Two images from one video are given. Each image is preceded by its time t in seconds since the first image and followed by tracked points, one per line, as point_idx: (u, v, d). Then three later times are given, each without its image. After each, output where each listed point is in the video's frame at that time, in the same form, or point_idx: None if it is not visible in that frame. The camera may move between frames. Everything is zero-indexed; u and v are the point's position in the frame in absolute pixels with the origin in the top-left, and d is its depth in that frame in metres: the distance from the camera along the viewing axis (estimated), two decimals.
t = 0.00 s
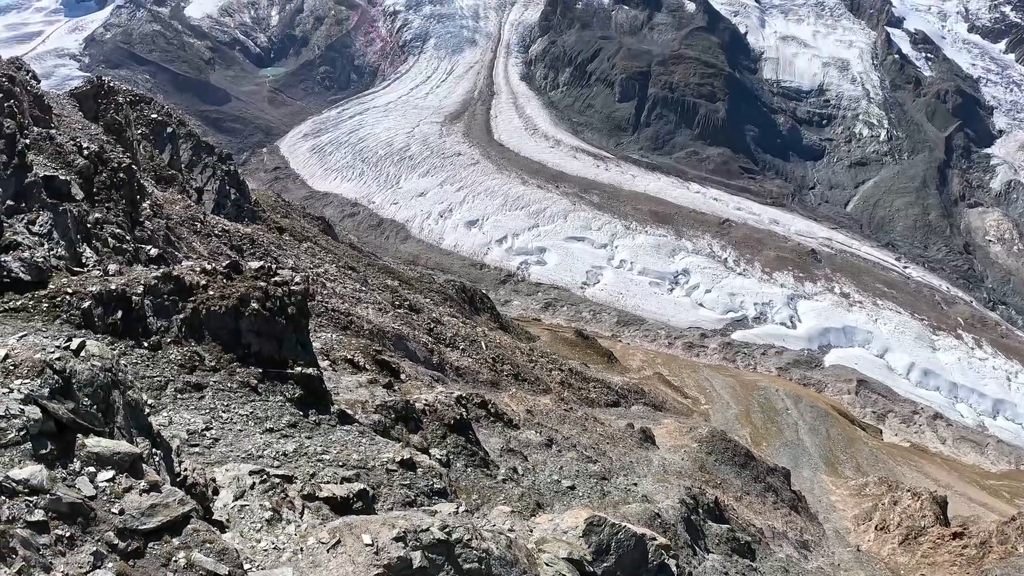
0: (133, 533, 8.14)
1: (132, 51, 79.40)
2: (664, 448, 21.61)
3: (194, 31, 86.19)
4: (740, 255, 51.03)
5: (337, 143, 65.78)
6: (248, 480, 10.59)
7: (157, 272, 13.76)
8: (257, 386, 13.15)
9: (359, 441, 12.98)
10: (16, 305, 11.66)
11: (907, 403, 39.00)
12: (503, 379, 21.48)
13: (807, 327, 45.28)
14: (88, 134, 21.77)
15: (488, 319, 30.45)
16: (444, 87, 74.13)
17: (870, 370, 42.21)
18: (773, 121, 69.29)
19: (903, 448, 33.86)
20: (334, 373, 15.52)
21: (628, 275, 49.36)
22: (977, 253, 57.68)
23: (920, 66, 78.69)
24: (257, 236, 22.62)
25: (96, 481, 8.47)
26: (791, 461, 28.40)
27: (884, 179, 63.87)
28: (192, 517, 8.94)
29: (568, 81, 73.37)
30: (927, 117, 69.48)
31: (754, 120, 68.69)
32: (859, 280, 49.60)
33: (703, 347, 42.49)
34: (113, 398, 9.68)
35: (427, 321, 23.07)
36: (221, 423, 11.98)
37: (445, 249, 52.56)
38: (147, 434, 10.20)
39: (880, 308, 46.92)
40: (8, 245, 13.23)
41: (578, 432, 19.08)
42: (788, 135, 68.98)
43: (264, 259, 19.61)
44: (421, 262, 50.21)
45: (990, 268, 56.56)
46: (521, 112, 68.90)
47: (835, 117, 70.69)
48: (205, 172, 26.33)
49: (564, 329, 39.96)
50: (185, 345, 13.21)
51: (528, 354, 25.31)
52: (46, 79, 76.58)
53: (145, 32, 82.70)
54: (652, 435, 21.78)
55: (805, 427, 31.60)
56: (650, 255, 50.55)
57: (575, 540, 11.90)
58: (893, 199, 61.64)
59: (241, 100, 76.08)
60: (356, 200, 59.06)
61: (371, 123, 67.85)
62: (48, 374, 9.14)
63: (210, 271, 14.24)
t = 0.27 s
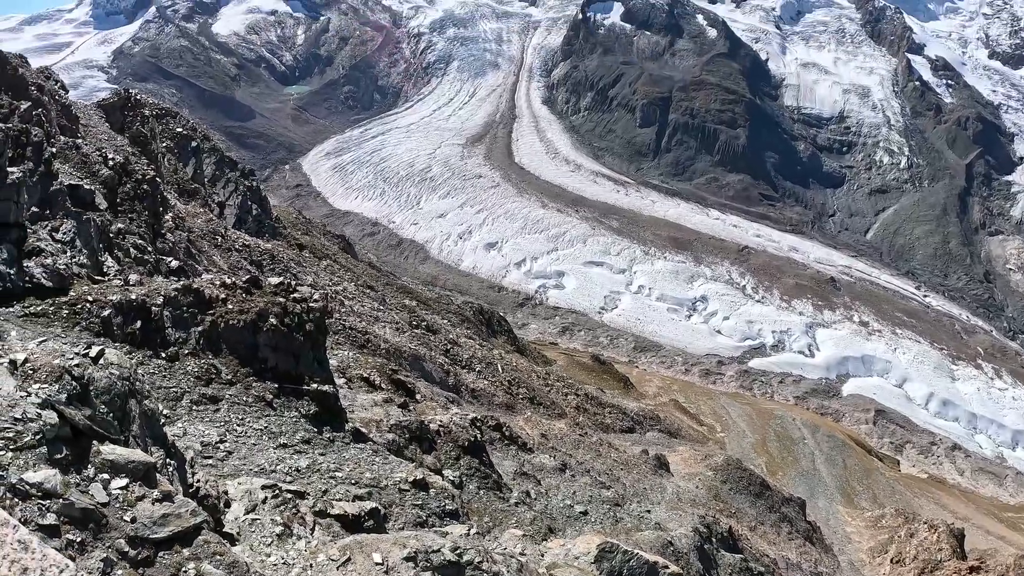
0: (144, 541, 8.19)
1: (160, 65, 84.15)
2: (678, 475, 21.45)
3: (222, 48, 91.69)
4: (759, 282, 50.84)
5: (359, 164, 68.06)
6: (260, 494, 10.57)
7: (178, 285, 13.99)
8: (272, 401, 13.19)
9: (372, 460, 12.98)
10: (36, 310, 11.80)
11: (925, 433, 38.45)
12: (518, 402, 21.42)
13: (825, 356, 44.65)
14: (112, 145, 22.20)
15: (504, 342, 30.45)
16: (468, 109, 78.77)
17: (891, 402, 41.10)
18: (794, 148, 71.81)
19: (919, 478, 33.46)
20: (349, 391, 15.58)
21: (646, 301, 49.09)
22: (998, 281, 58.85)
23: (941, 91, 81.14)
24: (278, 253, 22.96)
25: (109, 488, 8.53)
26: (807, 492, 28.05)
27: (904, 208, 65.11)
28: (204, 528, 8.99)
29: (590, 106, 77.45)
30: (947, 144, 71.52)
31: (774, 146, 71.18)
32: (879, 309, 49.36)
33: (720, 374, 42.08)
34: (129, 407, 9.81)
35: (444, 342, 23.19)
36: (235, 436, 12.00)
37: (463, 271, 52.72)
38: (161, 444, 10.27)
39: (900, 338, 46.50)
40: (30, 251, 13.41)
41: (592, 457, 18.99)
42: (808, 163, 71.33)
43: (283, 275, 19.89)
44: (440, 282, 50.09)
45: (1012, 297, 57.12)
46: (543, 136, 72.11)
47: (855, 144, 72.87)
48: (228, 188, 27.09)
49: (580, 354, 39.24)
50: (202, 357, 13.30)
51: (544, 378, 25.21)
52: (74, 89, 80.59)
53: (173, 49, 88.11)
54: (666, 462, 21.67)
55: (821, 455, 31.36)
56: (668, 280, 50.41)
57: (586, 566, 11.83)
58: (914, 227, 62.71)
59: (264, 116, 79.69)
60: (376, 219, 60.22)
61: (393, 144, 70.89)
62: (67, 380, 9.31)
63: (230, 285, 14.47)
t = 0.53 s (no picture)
0: (156, 552, 8.17)
1: (183, 81, 89.62)
2: (693, 499, 21.28)
3: (245, 66, 98.73)
4: (776, 305, 50.61)
5: (379, 185, 69.47)
6: (272, 509, 10.54)
7: (196, 298, 14.19)
8: (287, 417, 13.23)
9: (385, 477, 12.99)
10: (56, 319, 11.98)
11: (943, 458, 37.99)
12: (533, 423, 21.34)
13: (843, 380, 44.28)
14: (134, 158, 22.68)
15: (521, 362, 30.46)
16: (489, 128, 81.24)
17: (906, 425, 41.04)
18: (811, 171, 72.33)
19: (937, 504, 33.07)
20: (365, 408, 15.64)
21: (662, 322, 48.99)
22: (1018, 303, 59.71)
23: (959, 112, 81.65)
24: (296, 269, 23.24)
25: (123, 498, 8.51)
26: (823, 516, 27.70)
27: (923, 229, 65.69)
28: (215, 541, 8.99)
29: (607, 127, 79.69)
30: (966, 165, 72.15)
31: (791, 169, 71.65)
32: (897, 332, 48.95)
33: (737, 398, 41.93)
34: (145, 417, 9.91)
35: (460, 362, 23.35)
36: (249, 450, 12.01)
37: (481, 291, 53.38)
38: (176, 456, 10.34)
39: (918, 361, 45.99)
40: (51, 260, 13.68)
41: (606, 479, 18.90)
42: (825, 185, 71.74)
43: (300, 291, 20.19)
44: (456, 301, 51.02)
45: None
46: (561, 156, 73.71)
47: (873, 165, 73.77)
48: (247, 203, 27.32)
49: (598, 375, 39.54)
50: (218, 370, 13.38)
51: (559, 399, 25.14)
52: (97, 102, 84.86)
53: (196, 65, 94.76)
54: (681, 486, 21.52)
55: (837, 481, 31.10)
56: (685, 302, 50.26)
57: None
58: (933, 248, 63.37)
59: (285, 133, 84.43)
60: (394, 238, 61.39)
61: (412, 163, 72.48)
62: (84, 389, 9.42)
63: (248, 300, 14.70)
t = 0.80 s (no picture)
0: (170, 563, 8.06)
1: (204, 99, 93.82)
2: (707, 523, 21.12)
3: (266, 86, 105.38)
4: (793, 328, 50.31)
5: (397, 206, 71.17)
6: (284, 525, 10.43)
7: (213, 313, 14.37)
8: (301, 434, 13.26)
9: (398, 497, 12.98)
10: (75, 331, 12.41)
11: (961, 483, 37.51)
12: (548, 445, 21.22)
13: (860, 404, 43.74)
14: (154, 172, 23.16)
15: (535, 383, 30.38)
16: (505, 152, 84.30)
17: (923, 449, 40.62)
18: (828, 194, 73.45)
19: (955, 530, 32.68)
20: (379, 427, 15.68)
21: (678, 345, 48.76)
22: None
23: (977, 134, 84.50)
24: (313, 286, 23.90)
25: (136, 510, 8.49)
26: (839, 543, 27.44)
27: (941, 251, 66.48)
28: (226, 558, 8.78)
29: (624, 151, 82.52)
30: (983, 186, 73.14)
31: (808, 193, 72.84)
32: (914, 356, 48.68)
33: (752, 422, 41.47)
34: (161, 430, 10.02)
35: (474, 383, 23.34)
36: (263, 466, 11.99)
37: (497, 311, 53.15)
38: (190, 470, 10.38)
39: (936, 385, 45.51)
40: (71, 272, 13.93)
41: (620, 502, 18.78)
42: (843, 207, 72.85)
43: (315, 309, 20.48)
44: (472, 321, 50.59)
45: None
46: (578, 179, 75.41)
47: (891, 188, 74.35)
48: (265, 222, 27.50)
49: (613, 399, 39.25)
50: (233, 386, 13.44)
51: (574, 421, 25.00)
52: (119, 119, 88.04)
53: (217, 83, 101.86)
54: (695, 510, 21.37)
55: (854, 506, 30.75)
56: (701, 325, 50.02)
57: None
58: (951, 271, 63.98)
59: (303, 152, 88.32)
60: (411, 258, 61.96)
61: (430, 185, 74.58)
62: (101, 401, 9.57)
63: (265, 317, 14.89)
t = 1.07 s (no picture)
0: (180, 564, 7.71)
1: (223, 116, 97.22)
2: (721, 549, 20.91)
3: (285, 104, 109.59)
4: (809, 351, 50.11)
5: (414, 225, 72.07)
6: (296, 542, 10.31)
7: (230, 331, 14.56)
8: (314, 451, 13.27)
9: (410, 517, 12.92)
10: (92, 342, 12.51)
11: (979, 508, 37.00)
12: (561, 467, 21.09)
13: (876, 428, 43.26)
14: (173, 189, 23.63)
15: (549, 405, 30.33)
16: (520, 172, 86.27)
17: (942, 475, 39.98)
18: (846, 216, 75.25)
19: (973, 557, 32.28)
20: (392, 447, 15.70)
21: (693, 368, 48.34)
22: None
23: (992, 154, 87.12)
24: (328, 305, 24.41)
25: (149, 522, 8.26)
26: (856, 568, 27.57)
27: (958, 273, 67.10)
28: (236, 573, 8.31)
29: (641, 172, 84.10)
30: (1001, 208, 74.21)
31: (824, 216, 74.41)
32: (932, 379, 48.35)
33: (768, 447, 41.11)
34: (175, 445, 10.11)
35: (489, 404, 23.37)
36: (275, 482, 11.95)
37: (513, 333, 53.03)
38: (204, 485, 10.39)
39: (954, 409, 45.17)
40: (89, 284, 14.10)
41: (633, 526, 18.68)
42: (860, 230, 74.39)
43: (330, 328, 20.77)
44: (488, 343, 50.91)
45: None
46: (596, 202, 76.82)
47: (907, 210, 76.74)
48: (283, 240, 29.23)
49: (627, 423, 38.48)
50: (247, 402, 13.51)
51: (587, 444, 24.91)
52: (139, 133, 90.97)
53: (238, 102, 104.29)
54: (710, 535, 21.18)
55: (871, 533, 30.59)
56: (717, 348, 49.77)
57: None
58: (968, 293, 64.16)
59: (322, 170, 90.16)
60: (427, 278, 62.31)
61: (446, 205, 75.45)
62: (116, 413, 9.64)
63: (280, 336, 15.15)
